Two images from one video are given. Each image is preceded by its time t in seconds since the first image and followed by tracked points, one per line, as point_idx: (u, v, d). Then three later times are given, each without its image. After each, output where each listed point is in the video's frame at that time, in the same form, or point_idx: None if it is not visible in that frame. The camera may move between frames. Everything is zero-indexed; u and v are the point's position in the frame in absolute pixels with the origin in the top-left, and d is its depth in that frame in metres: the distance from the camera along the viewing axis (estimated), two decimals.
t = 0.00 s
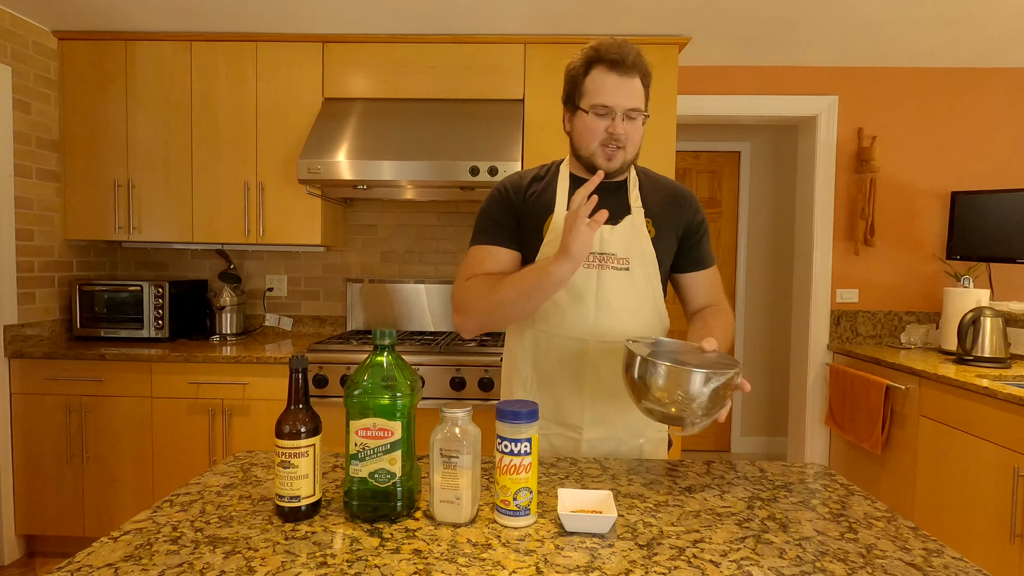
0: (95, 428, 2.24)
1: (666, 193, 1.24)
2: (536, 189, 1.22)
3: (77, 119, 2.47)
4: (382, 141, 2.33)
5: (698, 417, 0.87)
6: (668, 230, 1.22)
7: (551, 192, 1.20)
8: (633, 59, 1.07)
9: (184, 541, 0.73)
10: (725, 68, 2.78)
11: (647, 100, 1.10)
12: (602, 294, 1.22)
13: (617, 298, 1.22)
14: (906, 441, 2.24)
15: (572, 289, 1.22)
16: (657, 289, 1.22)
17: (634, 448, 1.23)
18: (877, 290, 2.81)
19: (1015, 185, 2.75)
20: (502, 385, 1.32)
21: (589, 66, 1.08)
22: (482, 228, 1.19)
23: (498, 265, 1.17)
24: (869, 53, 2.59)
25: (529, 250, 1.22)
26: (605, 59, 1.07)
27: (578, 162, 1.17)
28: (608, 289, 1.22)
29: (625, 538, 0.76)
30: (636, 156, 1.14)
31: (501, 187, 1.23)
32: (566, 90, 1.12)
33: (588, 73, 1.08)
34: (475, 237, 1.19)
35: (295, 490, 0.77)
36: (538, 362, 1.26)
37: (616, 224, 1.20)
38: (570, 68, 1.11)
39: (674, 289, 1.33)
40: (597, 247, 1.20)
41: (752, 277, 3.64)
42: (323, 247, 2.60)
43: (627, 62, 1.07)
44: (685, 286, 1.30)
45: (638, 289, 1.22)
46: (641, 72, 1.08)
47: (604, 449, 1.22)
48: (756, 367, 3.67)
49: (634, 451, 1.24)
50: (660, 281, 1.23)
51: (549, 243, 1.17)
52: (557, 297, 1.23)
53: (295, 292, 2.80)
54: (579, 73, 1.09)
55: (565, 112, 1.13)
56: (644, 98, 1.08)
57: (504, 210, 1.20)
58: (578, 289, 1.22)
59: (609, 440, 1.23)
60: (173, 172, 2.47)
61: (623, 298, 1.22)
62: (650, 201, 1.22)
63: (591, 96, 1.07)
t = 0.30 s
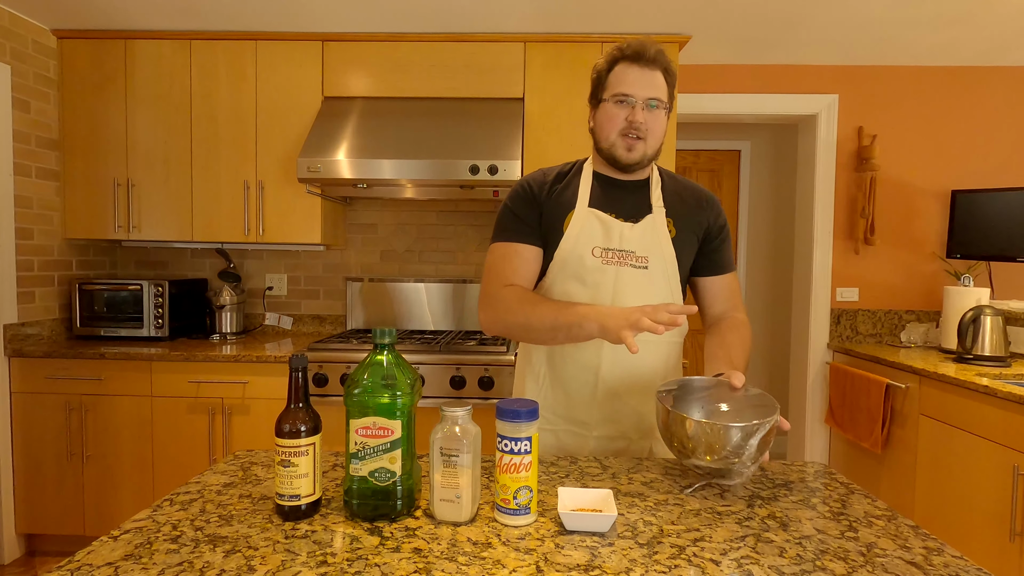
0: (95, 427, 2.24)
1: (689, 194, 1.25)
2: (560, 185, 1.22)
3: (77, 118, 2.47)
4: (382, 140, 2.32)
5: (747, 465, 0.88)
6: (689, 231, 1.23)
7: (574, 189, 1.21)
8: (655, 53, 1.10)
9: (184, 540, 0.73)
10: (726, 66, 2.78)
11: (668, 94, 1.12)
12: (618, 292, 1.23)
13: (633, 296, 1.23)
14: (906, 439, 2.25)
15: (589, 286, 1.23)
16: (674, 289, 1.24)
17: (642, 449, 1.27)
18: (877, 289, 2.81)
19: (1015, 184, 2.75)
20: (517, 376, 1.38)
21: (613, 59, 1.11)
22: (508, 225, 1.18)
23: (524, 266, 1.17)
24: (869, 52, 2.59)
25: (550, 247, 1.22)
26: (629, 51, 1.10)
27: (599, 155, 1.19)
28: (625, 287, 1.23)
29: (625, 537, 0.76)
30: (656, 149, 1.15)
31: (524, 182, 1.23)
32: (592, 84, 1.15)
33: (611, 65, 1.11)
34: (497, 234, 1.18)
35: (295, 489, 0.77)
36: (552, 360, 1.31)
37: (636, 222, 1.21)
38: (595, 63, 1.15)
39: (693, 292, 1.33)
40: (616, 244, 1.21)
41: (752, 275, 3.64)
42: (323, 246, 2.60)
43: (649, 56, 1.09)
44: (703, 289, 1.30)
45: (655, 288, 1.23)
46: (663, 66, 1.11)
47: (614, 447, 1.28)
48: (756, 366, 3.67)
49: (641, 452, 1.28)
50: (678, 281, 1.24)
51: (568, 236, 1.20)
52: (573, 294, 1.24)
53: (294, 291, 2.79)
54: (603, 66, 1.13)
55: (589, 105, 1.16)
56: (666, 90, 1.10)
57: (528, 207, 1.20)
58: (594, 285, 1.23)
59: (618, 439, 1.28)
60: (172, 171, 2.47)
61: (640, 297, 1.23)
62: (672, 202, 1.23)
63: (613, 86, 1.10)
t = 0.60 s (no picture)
0: (94, 426, 2.24)
1: (698, 194, 1.24)
2: (569, 185, 1.24)
3: (75, 117, 2.47)
4: (382, 139, 2.32)
5: (773, 484, 0.84)
6: (697, 231, 1.23)
7: (584, 188, 1.23)
8: (663, 50, 1.11)
9: (183, 539, 0.73)
10: (725, 66, 2.78)
11: (678, 91, 1.13)
12: (623, 290, 1.23)
13: (638, 295, 1.24)
14: (905, 438, 2.25)
15: (595, 284, 1.24)
16: (680, 289, 1.24)
17: (644, 448, 1.28)
18: (876, 288, 2.81)
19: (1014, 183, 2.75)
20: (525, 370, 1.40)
21: (623, 58, 1.13)
22: (517, 222, 1.21)
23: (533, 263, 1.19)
24: (869, 51, 2.59)
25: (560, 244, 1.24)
26: (637, 51, 1.12)
27: (609, 153, 1.20)
28: (630, 284, 1.23)
29: (624, 536, 0.76)
30: (666, 145, 1.15)
31: (535, 182, 1.25)
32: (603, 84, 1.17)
33: (621, 64, 1.13)
34: (509, 231, 1.21)
35: (294, 488, 0.77)
36: (557, 357, 1.32)
37: (643, 222, 1.22)
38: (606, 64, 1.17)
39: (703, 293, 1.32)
40: (621, 243, 1.22)
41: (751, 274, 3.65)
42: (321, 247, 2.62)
43: (658, 54, 1.11)
44: (712, 289, 1.29)
45: (660, 286, 1.24)
46: (672, 63, 1.12)
47: (616, 445, 1.28)
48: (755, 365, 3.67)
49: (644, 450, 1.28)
50: (684, 280, 1.24)
51: (575, 234, 1.21)
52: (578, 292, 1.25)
53: (294, 291, 2.79)
54: (613, 66, 1.14)
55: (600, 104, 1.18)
56: (675, 87, 1.11)
57: (538, 205, 1.22)
58: (598, 283, 1.24)
59: (620, 437, 1.28)
60: (172, 170, 2.47)
61: (644, 296, 1.24)
62: (683, 201, 1.23)
63: (622, 83, 1.11)
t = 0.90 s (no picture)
0: (95, 425, 2.24)
1: (699, 194, 1.25)
2: (566, 183, 1.28)
3: (75, 116, 2.46)
4: (382, 138, 2.32)
5: (777, 491, 0.81)
6: (696, 231, 1.23)
7: (578, 187, 1.26)
8: (656, 50, 1.12)
9: (183, 538, 0.73)
10: (725, 65, 2.78)
11: (673, 90, 1.13)
12: (618, 290, 1.25)
13: (633, 295, 1.25)
14: (905, 437, 2.25)
15: (589, 281, 1.26)
16: (678, 289, 1.24)
17: (637, 444, 1.30)
18: (876, 287, 2.81)
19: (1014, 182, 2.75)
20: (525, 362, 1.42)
21: (618, 61, 1.15)
22: (517, 219, 1.29)
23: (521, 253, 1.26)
24: (869, 50, 2.59)
25: (555, 241, 1.27)
26: (631, 51, 1.13)
27: (607, 155, 1.21)
28: (625, 284, 1.24)
29: (624, 535, 0.76)
30: (662, 145, 1.16)
31: (534, 183, 1.31)
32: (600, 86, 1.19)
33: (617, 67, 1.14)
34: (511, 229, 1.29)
35: (295, 487, 0.77)
36: (554, 350, 1.33)
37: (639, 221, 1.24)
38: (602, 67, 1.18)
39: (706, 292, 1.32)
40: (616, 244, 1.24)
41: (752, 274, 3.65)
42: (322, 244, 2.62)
43: (651, 54, 1.12)
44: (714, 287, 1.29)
45: (656, 287, 1.24)
46: (666, 62, 1.13)
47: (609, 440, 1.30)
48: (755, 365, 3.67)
49: (637, 447, 1.30)
50: (680, 282, 1.24)
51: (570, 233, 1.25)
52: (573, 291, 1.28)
53: (294, 290, 2.79)
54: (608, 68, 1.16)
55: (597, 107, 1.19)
56: (670, 87, 1.12)
57: (535, 203, 1.29)
58: (593, 284, 1.26)
59: (614, 432, 1.29)
60: (172, 169, 2.47)
61: (639, 296, 1.25)
62: (682, 201, 1.24)
63: (615, 85, 1.12)
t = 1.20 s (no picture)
0: (95, 426, 2.23)
1: (686, 193, 1.25)
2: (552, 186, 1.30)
3: (75, 116, 2.46)
4: (381, 138, 2.32)
5: (776, 491, 0.81)
6: (682, 229, 1.24)
7: (566, 191, 1.28)
8: (633, 54, 1.12)
9: (183, 539, 0.73)
10: (725, 64, 2.78)
11: (654, 92, 1.14)
12: (604, 289, 1.26)
13: (620, 293, 1.25)
14: (905, 437, 2.25)
15: (576, 281, 1.27)
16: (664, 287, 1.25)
17: (626, 440, 1.29)
18: (876, 287, 2.81)
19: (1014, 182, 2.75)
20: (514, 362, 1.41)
21: (595, 67, 1.15)
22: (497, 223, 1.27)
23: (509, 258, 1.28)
24: (869, 50, 2.59)
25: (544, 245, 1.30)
26: (608, 57, 1.13)
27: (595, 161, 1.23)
28: (612, 284, 1.25)
29: (624, 535, 0.76)
30: (649, 148, 1.18)
31: (520, 185, 1.33)
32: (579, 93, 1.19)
33: (593, 73, 1.14)
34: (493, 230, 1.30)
35: (295, 487, 0.77)
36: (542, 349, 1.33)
37: (624, 221, 1.24)
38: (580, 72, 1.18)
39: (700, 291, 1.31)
40: (603, 243, 1.25)
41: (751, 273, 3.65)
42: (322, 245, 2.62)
43: (629, 58, 1.12)
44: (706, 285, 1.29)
45: (642, 285, 1.25)
46: (644, 65, 1.13)
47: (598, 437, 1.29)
48: (755, 365, 3.67)
49: (626, 444, 1.30)
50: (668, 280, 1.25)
51: (556, 234, 1.26)
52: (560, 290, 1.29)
53: (294, 290, 2.79)
54: (586, 75, 1.16)
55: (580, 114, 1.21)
56: (651, 90, 1.13)
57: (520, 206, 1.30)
58: (580, 283, 1.27)
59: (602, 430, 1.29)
60: (172, 169, 2.47)
61: (626, 295, 1.26)
62: (669, 201, 1.24)
63: (596, 94, 1.13)
